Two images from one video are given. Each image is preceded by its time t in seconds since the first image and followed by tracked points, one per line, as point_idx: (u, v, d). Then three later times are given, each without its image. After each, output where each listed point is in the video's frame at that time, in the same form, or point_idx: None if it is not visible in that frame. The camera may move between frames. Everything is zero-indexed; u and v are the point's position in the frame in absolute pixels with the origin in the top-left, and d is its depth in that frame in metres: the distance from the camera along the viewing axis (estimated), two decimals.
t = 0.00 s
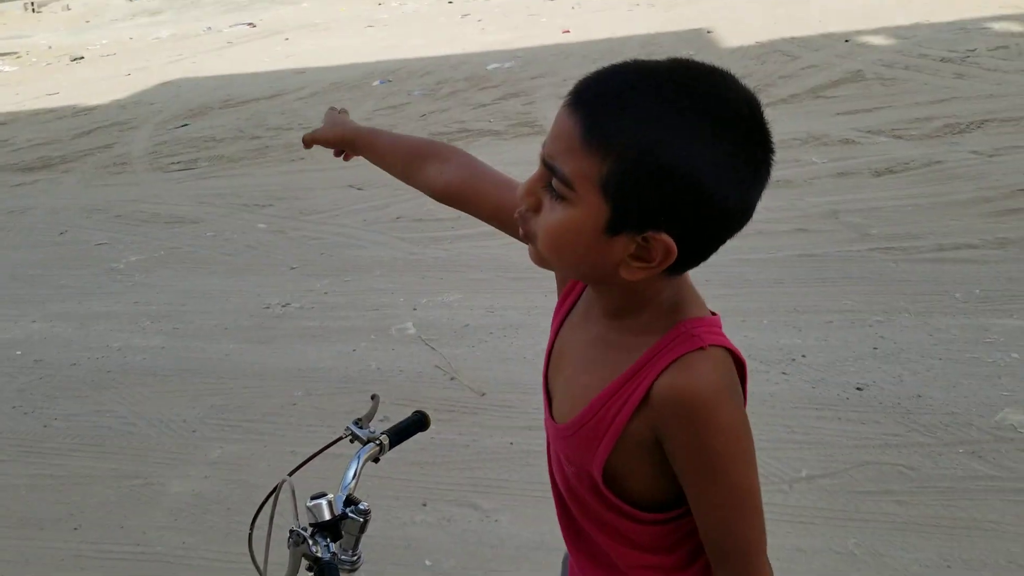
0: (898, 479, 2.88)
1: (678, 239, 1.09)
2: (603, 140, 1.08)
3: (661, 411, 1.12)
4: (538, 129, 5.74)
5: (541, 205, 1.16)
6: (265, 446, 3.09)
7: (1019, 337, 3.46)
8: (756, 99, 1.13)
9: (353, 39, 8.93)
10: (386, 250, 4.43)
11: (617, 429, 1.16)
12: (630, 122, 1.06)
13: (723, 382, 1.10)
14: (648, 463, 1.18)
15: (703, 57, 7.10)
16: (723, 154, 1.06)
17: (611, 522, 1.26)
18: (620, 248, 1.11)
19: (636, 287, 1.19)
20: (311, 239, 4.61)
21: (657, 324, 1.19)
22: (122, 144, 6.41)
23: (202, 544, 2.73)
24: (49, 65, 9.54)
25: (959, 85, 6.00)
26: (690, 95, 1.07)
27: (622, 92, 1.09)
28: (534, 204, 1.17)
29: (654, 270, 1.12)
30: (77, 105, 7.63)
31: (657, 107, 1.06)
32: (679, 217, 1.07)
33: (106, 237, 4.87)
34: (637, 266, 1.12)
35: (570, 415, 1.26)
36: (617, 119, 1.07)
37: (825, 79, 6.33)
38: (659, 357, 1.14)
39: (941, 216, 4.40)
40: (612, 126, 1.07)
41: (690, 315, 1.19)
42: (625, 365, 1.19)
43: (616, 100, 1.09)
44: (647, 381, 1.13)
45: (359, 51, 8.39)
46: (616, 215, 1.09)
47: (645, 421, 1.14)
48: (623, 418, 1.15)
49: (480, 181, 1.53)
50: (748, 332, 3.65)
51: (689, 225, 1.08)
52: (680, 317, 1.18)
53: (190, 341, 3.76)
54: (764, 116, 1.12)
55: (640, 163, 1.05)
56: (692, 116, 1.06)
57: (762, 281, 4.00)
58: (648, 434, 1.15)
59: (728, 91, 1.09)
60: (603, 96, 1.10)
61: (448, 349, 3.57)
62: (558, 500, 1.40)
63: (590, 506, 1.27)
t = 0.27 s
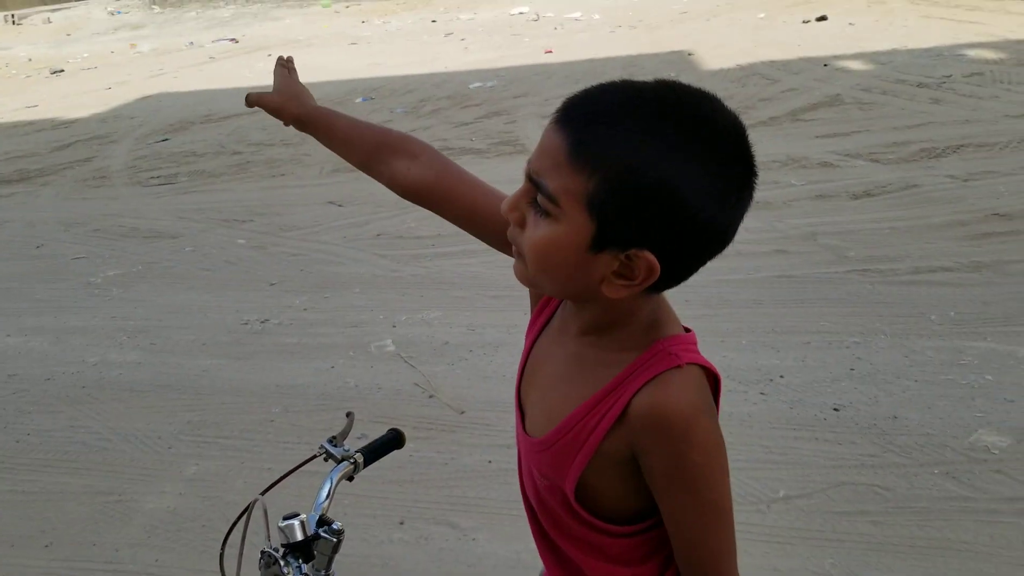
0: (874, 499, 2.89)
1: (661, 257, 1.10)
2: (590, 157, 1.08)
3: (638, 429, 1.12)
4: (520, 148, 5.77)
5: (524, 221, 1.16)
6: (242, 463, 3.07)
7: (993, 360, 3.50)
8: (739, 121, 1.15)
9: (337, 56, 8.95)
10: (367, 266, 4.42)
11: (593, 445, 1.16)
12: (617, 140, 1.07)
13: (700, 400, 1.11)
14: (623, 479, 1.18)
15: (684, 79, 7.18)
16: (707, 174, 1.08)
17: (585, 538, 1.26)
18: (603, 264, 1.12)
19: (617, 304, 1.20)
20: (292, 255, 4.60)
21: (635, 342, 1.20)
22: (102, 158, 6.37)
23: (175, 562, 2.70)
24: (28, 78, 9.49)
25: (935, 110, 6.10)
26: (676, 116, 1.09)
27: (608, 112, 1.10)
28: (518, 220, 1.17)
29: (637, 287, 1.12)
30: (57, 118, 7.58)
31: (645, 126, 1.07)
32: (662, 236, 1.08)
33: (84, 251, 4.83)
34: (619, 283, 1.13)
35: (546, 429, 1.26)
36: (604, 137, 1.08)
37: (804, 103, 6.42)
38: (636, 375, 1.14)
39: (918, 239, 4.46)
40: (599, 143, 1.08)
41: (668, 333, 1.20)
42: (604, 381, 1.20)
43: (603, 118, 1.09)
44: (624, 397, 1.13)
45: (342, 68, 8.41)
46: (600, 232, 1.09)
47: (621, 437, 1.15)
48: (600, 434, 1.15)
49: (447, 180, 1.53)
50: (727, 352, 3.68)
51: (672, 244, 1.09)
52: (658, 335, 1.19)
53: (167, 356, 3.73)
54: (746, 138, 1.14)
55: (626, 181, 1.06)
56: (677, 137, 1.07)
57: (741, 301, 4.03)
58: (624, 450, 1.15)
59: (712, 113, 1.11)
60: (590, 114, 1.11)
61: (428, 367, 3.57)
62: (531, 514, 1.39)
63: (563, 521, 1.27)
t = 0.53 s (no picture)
0: (873, 497, 2.89)
1: (660, 257, 1.10)
2: (585, 160, 1.08)
3: (640, 429, 1.12)
4: (518, 147, 5.77)
5: (523, 225, 1.16)
6: (241, 463, 3.07)
7: (992, 357, 3.50)
8: (734, 118, 1.15)
9: (335, 56, 8.95)
10: (366, 266, 4.43)
11: (595, 447, 1.16)
12: (612, 142, 1.08)
13: (702, 400, 1.11)
14: (626, 479, 1.18)
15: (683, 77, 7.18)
16: (704, 173, 1.08)
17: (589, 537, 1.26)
18: (603, 266, 1.11)
19: (617, 305, 1.20)
20: (290, 255, 4.60)
21: (637, 342, 1.20)
22: (100, 159, 6.38)
23: (175, 563, 2.70)
24: (26, 79, 9.50)
25: (934, 107, 6.10)
26: (671, 115, 1.09)
27: (603, 114, 1.10)
28: (516, 224, 1.17)
29: (637, 287, 1.12)
30: (55, 119, 7.59)
31: (638, 127, 1.08)
32: (660, 235, 1.08)
33: (83, 253, 4.84)
34: (618, 284, 1.13)
35: (548, 431, 1.26)
36: (600, 139, 1.08)
37: (802, 101, 6.42)
38: (639, 375, 1.14)
39: (917, 237, 4.46)
40: (595, 145, 1.08)
41: (669, 333, 1.20)
42: (606, 383, 1.20)
43: (597, 120, 1.10)
44: (627, 400, 1.13)
45: (340, 68, 8.41)
46: (598, 233, 1.09)
47: (624, 439, 1.15)
48: (602, 436, 1.15)
49: (433, 180, 1.53)
50: (726, 350, 3.68)
51: (671, 243, 1.09)
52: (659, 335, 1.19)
53: (166, 357, 3.73)
54: (742, 135, 1.15)
55: (622, 182, 1.06)
56: (672, 137, 1.08)
57: (740, 300, 4.04)
58: (626, 451, 1.15)
59: (707, 110, 1.11)
60: (584, 116, 1.11)
61: (427, 366, 3.57)
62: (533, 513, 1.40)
63: (566, 521, 1.28)
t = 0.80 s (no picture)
0: (876, 491, 2.89)
1: (665, 252, 1.10)
2: (584, 158, 1.08)
3: (641, 424, 1.12)
4: (518, 145, 5.76)
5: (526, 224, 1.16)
6: (243, 463, 3.07)
7: (994, 350, 3.49)
8: (733, 107, 1.15)
9: (334, 56, 8.95)
10: (367, 265, 4.42)
11: (598, 442, 1.16)
12: (611, 138, 1.07)
13: (703, 394, 1.10)
14: (629, 474, 1.18)
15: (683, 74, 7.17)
16: (706, 165, 1.08)
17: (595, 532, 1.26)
18: (607, 263, 1.11)
19: (622, 301, 1.19)
20: (291, 255, 4.60)
21: (642, 338, 1.20)
22: (100, 161, 6.38)
23: (178, 562, 2.70)
24: (26, 81, 9.51)
25: (934, 102, 6.09)
26: (669, 108, 1.09)
27: (599, 111, 1.10)
28: (518, 224, 1.17)
29: (643, 283, 1.12)
30: (55, 121, 7.59)
31: (636, 122, 1.07)
32: (664, 230, 1.08)
33: (83, 254, 4.84)
34: (624, 281, 1.13)
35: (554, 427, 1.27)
36: (598, 136, 1.08)
37: (803, 96, 6.40)
38: (641, 370, 1.14)
39: (918, 232, 4.45)
40: (593, 142, 1.08)
41: (674, 327, 1.20)
42: (610, 378, 1.20)
43: (594, 118, 1.09)
44: (629, 394, 1.13)
45: (339, 68, 8.41)
46: (602, 231, 1.09)
47: (626, 434, 1.14)
48: (605, 431, 1.15)
49: (432, 182, 1.53)
50: (728, 346, 3.67)
51: (676, 238, 1.09)
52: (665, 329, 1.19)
53: (168, 357, 3.74)
54: (743, 124, 1.14)
55: (623, 180, 1.06)
56: (670, 131, 1.07)
57: (741, 296, 4.03)
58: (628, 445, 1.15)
59: (705, 102, 1.11)
60: (581, 114, 1.11)
61: (429, 365, 3.57)
62: (540, 509, 1.40)
63: (572, 517, 1.28)
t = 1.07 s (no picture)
0: (877, 487, 2.88)
1: (652, 238, 1.10)
2: (569, 145, 1.08)
3: (605, 394, 1.13)
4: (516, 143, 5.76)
5: (512, 210, 1.16)
6: (243, 463, 3.08)
7: (994, 345, 3.49)
8: (718, 94, 1.16)
9: (332, 57, 8.95)
10: (366, 265, 4.42)
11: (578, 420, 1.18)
12: (596, 126, 1.07)
13: (676, 375, 1.10)
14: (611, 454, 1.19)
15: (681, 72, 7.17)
16: (691, 151, 1.08)
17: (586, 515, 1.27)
18: (595, 250, 1.11)
19: (612, 290, 1.20)
20: (290, 256, 4.60)
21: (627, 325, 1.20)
22: (98, 163, 6.38)
23: (179, 563, 2.70)
24: (24, 84, 9.51)
25: (932, 97, 6.09)
26: (654, 96, 1.09)
27: (585, 99, 1.10)
28: (506, 213, 1.17)
29: (630, 270, 1.12)
30: (54, 123, 7.59)
31: (621, 109, 1.08)
32: (653, 217, 1.08)
33: (82, 256, 4.85)
34: (612, 268, 1.13)
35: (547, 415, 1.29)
36: (584, 123, 1.08)
37: (801, 93, 6.40)
38: (621, 348, 1.15)
39: (917, 227, 4.44)
40: (579, 130, 1.08)
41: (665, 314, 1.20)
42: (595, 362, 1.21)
43: (580, 105, 1.09)
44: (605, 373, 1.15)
45: (337, 68, 8.41)
46: (589, 218, 1.09)
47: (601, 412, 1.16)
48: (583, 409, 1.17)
49: (429, 185, 1.57)
50: (727, 343, 3.67)
51: (662, 225, 1.09)
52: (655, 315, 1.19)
53: (168, 359, 3.74)
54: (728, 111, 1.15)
55: (609, 167, 1.06)
56: (657, 117, 1.08)
57: (741, 292, 4.03)
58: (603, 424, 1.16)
59: (691, 89, 1.12)
60: (567, 101, 1.11)
61: (428, 364, 3.57)
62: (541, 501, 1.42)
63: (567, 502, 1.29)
